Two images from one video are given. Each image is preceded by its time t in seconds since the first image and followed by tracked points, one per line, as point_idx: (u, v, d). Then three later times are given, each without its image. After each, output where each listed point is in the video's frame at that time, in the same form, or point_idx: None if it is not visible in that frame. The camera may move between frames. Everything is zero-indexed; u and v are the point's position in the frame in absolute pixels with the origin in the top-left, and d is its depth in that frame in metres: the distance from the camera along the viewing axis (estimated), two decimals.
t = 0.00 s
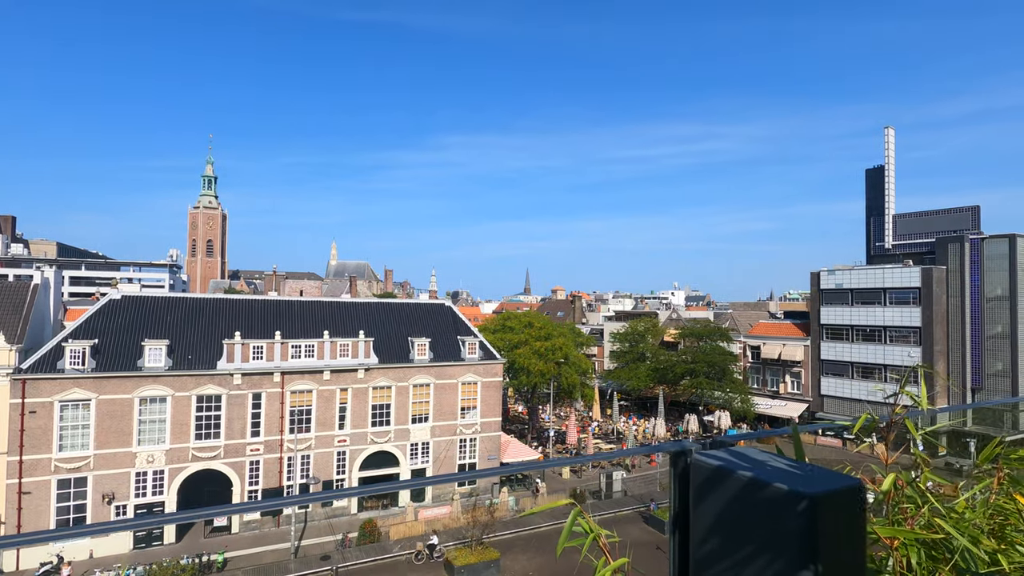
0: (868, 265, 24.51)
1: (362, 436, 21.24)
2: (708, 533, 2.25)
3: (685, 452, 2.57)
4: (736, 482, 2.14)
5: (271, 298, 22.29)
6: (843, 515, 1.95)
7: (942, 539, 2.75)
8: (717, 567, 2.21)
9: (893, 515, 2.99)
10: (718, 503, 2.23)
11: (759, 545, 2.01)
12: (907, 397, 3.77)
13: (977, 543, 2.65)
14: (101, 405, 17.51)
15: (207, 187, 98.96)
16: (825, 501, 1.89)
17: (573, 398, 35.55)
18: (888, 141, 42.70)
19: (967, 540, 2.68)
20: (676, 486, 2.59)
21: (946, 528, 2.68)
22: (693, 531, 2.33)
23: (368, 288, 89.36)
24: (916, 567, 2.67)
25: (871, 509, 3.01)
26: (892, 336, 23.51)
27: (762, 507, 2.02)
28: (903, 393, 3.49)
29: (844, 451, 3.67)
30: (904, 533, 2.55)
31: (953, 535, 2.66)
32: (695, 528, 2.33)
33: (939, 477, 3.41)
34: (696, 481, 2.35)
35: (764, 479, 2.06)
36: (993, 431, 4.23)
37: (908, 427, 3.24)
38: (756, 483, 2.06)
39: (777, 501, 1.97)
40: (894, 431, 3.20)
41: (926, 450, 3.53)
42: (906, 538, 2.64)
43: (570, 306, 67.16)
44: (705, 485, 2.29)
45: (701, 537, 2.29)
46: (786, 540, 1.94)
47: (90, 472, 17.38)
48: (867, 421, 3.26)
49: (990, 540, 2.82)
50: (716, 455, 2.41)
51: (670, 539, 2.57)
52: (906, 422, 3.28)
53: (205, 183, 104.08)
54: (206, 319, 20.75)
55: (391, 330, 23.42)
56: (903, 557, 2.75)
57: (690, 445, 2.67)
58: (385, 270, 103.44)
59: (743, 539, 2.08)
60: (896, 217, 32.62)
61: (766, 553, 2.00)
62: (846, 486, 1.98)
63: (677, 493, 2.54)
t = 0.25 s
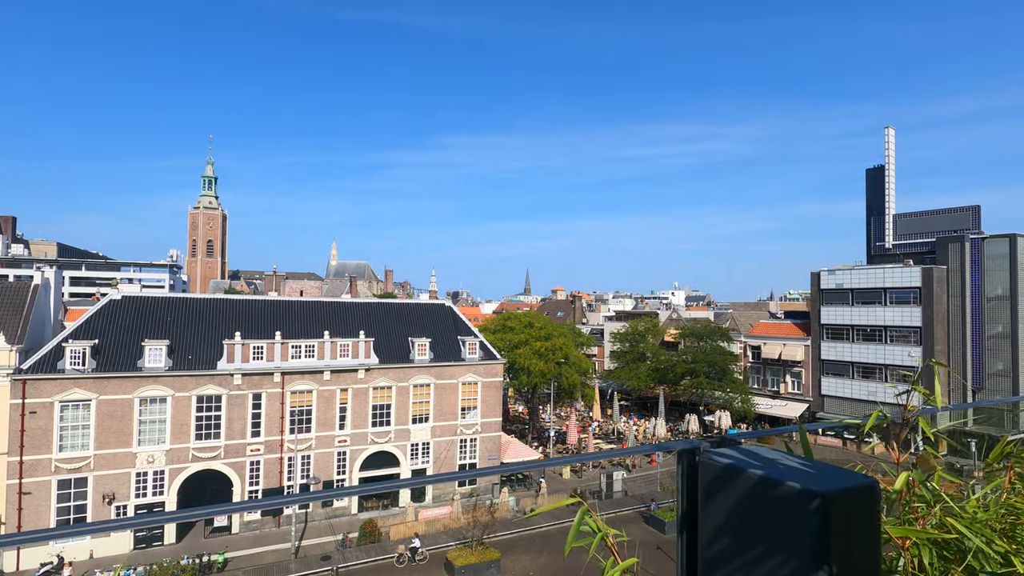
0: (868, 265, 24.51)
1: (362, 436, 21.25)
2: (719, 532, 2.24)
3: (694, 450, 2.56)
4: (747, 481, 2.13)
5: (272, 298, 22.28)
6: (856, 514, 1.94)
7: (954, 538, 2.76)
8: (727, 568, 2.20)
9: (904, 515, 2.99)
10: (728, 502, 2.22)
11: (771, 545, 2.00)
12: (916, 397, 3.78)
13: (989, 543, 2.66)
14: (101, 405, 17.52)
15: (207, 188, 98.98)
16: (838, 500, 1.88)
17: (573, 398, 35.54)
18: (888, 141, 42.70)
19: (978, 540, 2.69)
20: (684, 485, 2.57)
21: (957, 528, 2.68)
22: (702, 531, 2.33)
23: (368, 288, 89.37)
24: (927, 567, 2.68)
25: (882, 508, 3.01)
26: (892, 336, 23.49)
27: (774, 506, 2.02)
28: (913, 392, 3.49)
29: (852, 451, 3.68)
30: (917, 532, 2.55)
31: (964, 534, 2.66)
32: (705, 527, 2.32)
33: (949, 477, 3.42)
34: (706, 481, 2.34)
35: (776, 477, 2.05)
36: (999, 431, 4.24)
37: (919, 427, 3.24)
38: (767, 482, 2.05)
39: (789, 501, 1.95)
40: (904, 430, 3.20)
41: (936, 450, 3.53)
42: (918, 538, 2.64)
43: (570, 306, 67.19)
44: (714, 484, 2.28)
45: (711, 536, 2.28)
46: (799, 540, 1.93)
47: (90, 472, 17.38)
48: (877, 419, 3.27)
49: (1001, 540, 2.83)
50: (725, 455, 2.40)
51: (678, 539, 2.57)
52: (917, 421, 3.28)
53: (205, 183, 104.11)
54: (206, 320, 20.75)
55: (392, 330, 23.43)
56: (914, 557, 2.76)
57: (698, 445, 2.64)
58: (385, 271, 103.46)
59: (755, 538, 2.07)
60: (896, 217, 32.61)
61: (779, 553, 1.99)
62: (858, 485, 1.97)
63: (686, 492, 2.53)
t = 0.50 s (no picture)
0: (873, 264, 24.43)
1: (366, 435, 21.29)
2: (736, 522, 2.24)
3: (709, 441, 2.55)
4: (765, 471, 2.13)
5: (276, 297, 22.33)
6: (877, 502, 1.93)
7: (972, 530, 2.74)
8: (745, 559, 2.20)
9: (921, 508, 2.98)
10: (746, 492, 2.22)
11: (791, 534, 2.00)
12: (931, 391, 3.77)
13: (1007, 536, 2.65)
14: (106, 404, 17.58)
15: (210, 188, 99.24)
16: (860, 489, 1.88)
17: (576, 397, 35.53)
18: (892, 140, 42.54)
19: (996, 532, 2.68)
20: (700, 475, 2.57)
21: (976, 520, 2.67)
22: (719, 522, 2.33)
23: (371, 287, 89.59)
24: (946, 560, 2.66)
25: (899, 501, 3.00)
26: (897, 335, 23.41)
27: (794, 495, 2.01)
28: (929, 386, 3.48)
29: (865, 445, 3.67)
30: (937, 525, 2.53)
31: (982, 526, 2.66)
32: (722, 519, 2.32)
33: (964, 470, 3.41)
34: (723, 471, 2.34)
35: (795, 466, 2.04)
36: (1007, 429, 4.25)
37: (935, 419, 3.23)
38: (788, 471, 2.04)
39: (810, 489, 1.95)
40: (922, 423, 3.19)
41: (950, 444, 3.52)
42: (938, 530, 2.62)
43: (573, 306, 67.22)
44: (732, 474, 2.28)
45: (728, 527, 2.28)
46: (820, 530, 1.93)
47: (95, 471, 17.46)
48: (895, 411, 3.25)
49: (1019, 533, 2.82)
50: (742, 446, 2.39)
51: (693, 531, 2.56)
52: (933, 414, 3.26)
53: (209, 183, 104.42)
54: (210, 319, 20.81)
55: (395, 330, 23.45)
56: (932, 549, 2.74)
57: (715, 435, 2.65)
58: (388, 271, 103.62)
59: (774, 528, 2.07)
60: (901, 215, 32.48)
61: (799, 542, 1.99)
62: (879, 474, 1.96)
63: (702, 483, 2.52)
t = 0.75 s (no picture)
0: (895, 261, 23.97)
1: (382, 432, 21.47)
2: (747, 518, 2.22)
3: (721, 435, 2.53)
4: (777, 466, 2.10)
5: (293, 296, 22.61)
6: (894, 498, 1.90)
7: (995, 530, 2.70)
8: (757, 555, 2.18)
9: (943, 507, 2.93)
10: (758, 487, 2.19)
11: (804, 530, 1.97)
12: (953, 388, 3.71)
13: None
14: (130, 401, 17.97)
15: (230, 188, 100.89)
16: (875, 483, 1.85)
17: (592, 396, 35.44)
18: (916, 134, 41.62)
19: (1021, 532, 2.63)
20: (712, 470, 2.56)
21: (999, 520, 2.61)
22: (731, 518, 2.30)
23: (387, 286, 90.40)
24: (968, 559, 2.61)
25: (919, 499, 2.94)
26: (921, 333, 22.93)
27: (808, 491, 1.98)
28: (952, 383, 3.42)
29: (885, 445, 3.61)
30: (957, 523, 2.48)
31: (1006, 527, 2.60)
32: (734, 514, 2.29)
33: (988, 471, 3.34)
34: (734, 466, 2.31)
35: (808, 461, 2.01)
36: None
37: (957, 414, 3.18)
38: (800, 465, 2.01)
39: (823, 484, 1.93)
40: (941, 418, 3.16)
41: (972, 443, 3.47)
42: (959, 528, 2.56)
43: (589, 305, 67.05)
44: (744, 469, 2.25)
45: (740, 523, 2.26)
46: (833, 526, 1.90)
47: (120, 466, 17.86)
48: (916, 407, 3.22)
49: None
50: (755, 439, 2.36)
51: (705, 527, 2.54)
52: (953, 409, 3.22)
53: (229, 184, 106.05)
54: (230, 317, 21.15)
55: (411, 328, 23.60)
56: (953, 549, 2.69)
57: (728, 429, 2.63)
58: (404, 270, 104.32)
59: (786, 523, 2.04)
60: (925, 212, 31.79)
61: (812, 537, 1.96)
62: (897, 470, 1.93)
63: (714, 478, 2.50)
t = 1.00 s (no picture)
0: (944, 257, 22.93)
1: (415, 427, 21.78)
2: (778, 522, 2.17)
3: (752, 437, 2.47)
4: (809, 468, 2.05)
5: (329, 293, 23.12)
6: (935, 503, 1.82)
7: None
8: (788, 560, 2.13)
9: (991, 514, 2.79)
10: (789, 490, 2.14)
11: (837, 535, 1.92)
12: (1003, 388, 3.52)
13: None
14: (176, 394, 18.70)
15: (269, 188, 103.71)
16: (913, 487, 1.78)
17: (624, 394, 35.13)
18: (968, 123, 39.67)
19: None
20: (742, 471, 2.49)
21: None
22: (761, 521, 2.26)
23: (420, 283, 91.63)
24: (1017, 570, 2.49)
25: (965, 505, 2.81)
26: (971, 332, 21.89)
27: (841, 496, 1.92)
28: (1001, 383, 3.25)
29: (928, 448, 3.46)
30: (1006, 533, 2.36)
31: None
32: (764, 518, 2.25)
33: None
34: (765, 468, 2.26)
35: (842, 464, 1.96)
36: None
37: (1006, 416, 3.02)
38: (834, 469, 1.96)
39: (858, 489, 1.87)
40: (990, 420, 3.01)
41: None
42: (1007, 538, 2.44)
43: (621, 301, 66.47)
44: (775, 471, 2.20)
45: (771, 526, 2.21)
46: (868, 532, 1.84)
47: (166, 456, 18.62)
48: (960, 408, 3.07)
49: None
50: (785, 440, 2.31)
51: (735, 529, 2.49)
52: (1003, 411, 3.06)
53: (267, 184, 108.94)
54: (269, 314, 21.78)
55: (443, 325, 23.83)
56: (1001, 558, 2.56)
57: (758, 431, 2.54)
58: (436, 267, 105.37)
59: (819, 527, 1.99)
60: (977, 205, 30.27)
61: (846, 543, 1.90)
62: (938, 473, 1.86)
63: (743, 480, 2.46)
